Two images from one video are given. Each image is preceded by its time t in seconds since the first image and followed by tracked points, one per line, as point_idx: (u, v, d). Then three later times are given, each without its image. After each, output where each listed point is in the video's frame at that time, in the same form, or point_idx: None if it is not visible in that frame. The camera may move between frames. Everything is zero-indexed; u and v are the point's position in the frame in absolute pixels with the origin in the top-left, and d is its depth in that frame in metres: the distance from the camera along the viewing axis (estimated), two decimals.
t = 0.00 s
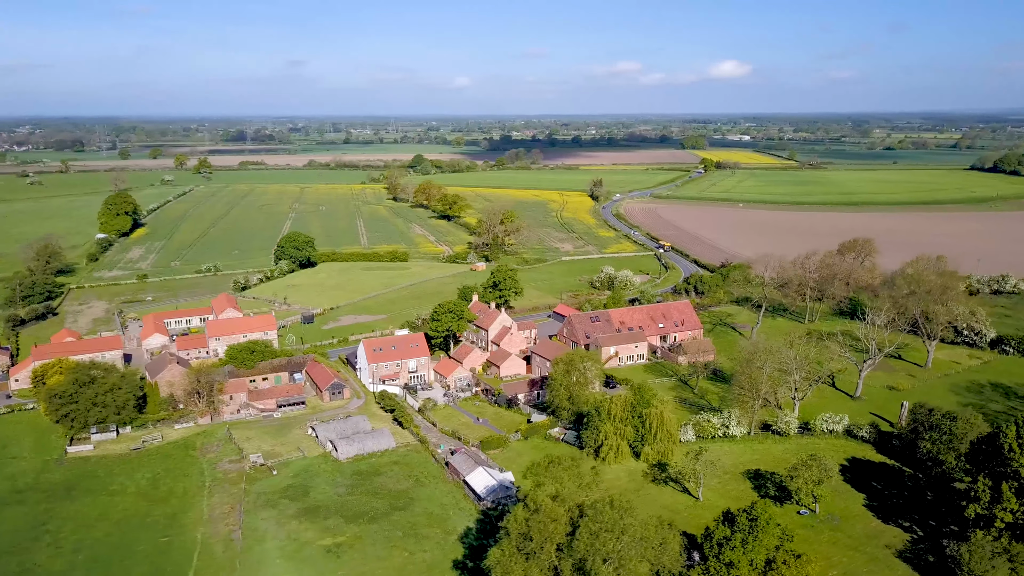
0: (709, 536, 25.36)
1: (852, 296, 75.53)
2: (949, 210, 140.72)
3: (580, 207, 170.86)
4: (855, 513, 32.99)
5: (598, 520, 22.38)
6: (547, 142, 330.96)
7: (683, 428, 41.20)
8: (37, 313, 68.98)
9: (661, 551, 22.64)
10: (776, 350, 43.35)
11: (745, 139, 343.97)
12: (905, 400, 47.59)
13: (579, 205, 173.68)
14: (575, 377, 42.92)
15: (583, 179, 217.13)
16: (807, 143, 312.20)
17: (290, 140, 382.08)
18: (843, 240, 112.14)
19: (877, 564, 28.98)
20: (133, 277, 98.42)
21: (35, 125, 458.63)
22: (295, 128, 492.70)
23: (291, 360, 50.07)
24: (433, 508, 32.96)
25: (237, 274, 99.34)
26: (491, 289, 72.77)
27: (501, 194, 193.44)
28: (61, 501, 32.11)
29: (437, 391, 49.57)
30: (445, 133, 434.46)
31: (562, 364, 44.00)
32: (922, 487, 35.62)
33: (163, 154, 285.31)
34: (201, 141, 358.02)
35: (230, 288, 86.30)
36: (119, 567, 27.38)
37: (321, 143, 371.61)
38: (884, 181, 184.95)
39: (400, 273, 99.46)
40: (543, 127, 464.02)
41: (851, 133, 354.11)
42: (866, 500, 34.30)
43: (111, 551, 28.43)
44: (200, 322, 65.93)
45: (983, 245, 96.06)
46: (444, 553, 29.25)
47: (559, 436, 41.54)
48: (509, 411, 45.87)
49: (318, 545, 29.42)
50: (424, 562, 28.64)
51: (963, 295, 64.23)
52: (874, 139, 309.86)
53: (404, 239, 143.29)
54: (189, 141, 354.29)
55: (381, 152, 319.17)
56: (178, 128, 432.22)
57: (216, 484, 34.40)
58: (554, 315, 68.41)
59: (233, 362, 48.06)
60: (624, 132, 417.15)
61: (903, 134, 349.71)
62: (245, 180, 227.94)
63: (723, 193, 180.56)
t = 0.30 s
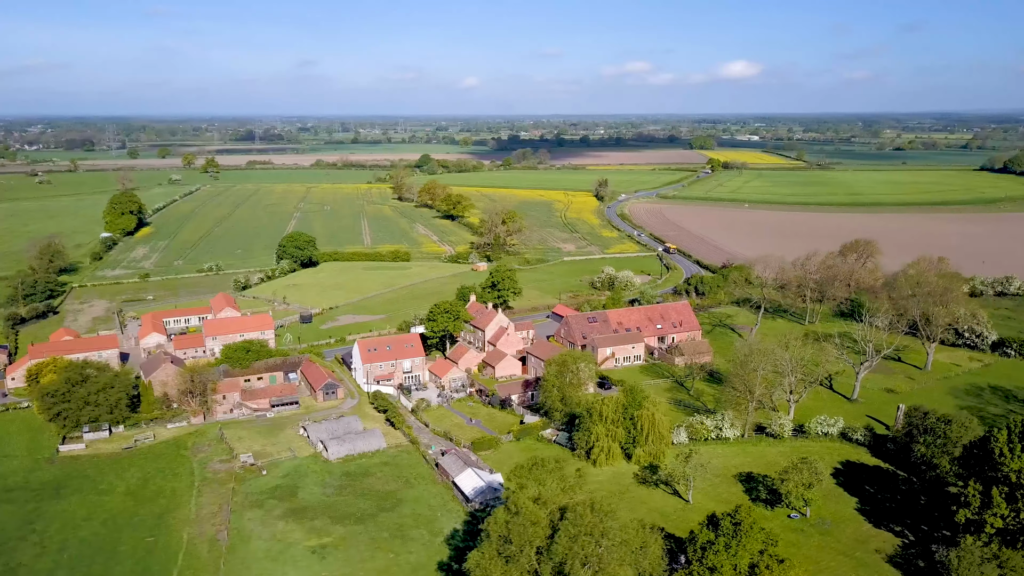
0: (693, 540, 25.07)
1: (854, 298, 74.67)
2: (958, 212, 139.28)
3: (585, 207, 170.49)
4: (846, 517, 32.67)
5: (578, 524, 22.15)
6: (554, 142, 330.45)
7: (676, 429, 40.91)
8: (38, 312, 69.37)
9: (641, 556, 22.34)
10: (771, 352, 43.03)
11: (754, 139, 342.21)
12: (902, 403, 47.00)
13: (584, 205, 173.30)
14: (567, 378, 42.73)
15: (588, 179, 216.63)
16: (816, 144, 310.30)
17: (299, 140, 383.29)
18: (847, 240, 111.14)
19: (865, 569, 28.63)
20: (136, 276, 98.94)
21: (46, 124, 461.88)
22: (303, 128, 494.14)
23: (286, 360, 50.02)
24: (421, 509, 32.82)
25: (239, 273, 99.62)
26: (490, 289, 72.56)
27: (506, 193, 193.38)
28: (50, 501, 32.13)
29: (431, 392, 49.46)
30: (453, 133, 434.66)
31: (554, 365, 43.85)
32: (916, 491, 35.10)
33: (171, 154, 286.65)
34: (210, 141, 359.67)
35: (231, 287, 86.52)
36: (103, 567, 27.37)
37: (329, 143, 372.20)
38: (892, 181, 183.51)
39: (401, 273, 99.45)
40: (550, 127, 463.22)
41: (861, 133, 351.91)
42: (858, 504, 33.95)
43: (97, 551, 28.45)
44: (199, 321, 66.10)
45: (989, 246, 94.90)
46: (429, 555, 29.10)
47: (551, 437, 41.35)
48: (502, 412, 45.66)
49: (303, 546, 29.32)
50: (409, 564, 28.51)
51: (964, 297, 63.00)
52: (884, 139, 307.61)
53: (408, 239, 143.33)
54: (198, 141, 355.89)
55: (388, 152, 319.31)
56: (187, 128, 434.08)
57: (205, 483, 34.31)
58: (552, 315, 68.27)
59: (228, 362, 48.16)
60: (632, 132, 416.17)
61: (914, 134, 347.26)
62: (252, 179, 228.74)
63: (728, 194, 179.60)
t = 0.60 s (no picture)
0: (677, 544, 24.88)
1: (856, 299, 73.87)
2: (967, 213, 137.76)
3: (590, 207, 170.12)
4: (838, 521, 32.35)
5: (557, 527, 22.02)
6: (562, 142, 329.97)
7: (669, 431, 40.65)
8: (40, 310, 69.83)
9: (621, 558, 22.17)
10: (765, 353, 42.75)
11: (764, 139, 340.47)
12: (901, 405, 46.47)
13: (590, 205, 172.90)
14: (560, 379, 42.51)
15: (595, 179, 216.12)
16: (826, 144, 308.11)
17: (308, 139, 384.48)
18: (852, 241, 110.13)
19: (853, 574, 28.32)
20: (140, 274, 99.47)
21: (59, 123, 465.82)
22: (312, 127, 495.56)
23: (282, 359, 50.09)
24: (409, 509, 32.79)
25: (242, 272, 99.98)
26: (489, 289, 72.41)
27: (512, 193, 193.17)
28: (40, 500, 32.27)
29: (426, 392, 49.38)
30: (462, 133, 434.60)
31: (548, 366, 43.71)
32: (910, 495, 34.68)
33: (181, 153, 288.11)
34: (220, 140, 361.29)
35: (234, 286, 86.81)
36: (90, 566, 27.50)
37: (338, 143, 372.96)
38: (901, 182, 181.95)
39: (404, 273, 99.51)
40: (559, 127, 462.22)
41: (872, 134, 349.24)
42: (850, 507, 33.58)
43: (83, 550, 28.54)
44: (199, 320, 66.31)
45: (997, 248, 93.72)
46: (415, 556, 29.04)
47: (544, 438, 41.19)
48: (496, 413, 45.57)
49: (290, 546, 29.34)
50: (394, 564, 28.45)
51: (967, 299, 61.94)
52: (896, 140, 305.09)
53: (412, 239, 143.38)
54: (208, 140, 357.75)
55: (396, 151, 319.63)
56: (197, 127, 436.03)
57: (195, 481, 34.43)
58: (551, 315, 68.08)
59: (224, 360, 48.26)
60: (645, 132, 414.47)
61: (926, 134, 344.32)
62: (260, 178, 229.59)
63: (735, 194, 178.68)
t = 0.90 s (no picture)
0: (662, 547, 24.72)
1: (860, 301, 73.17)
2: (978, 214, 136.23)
3: (597, 207, 169.70)
4: (830, 524, 32.07)
5: (537, 529, 21.96)
6: (572, 141, 329.40)
7: (663, 432, 40.43)
8: (44, 307, 70.35)
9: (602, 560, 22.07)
10: (761, 355, 42.49)
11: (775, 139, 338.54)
12: (900, 408, 45.98)
13: (596, 205, 172.44)
14: (554, 380, 42.40)
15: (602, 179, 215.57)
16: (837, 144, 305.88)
17: (318, 138, 385.74)
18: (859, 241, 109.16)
19: None
20: (145, 272, 100.04)
21: (73, 122, 470.15)
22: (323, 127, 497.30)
23: (279, 358, 50.15)
24: (398, 509, 32.75)
25: (246, 271, 100.39)
26: (490, 289, 72.32)
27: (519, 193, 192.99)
28: (32, 497, 32.49)
29: (422, 392, 49.41)
30: (471, 133, 434.36)
31: (543, 366, 43.67)
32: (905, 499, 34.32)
33: (192, 152, 289.76)
34: (231, 139, 363.14)
35: (237, 285, 87.17)
36: (78, 565, 27.66)
37: (348, 142, 373.98)
38: (912, 182, 180.26)
39: (407, 272, 99.58)
40: (569, 126, 461.33)
41: (885, 134, 346.51)
42: (843, 511, 33.29)
43: (72, 547, 28.77)
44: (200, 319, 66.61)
45: (1006, 249, 92.63)
46: (403, 556, 29.00)
47: (538, 438, 41.11)
48: (491, 413, 45.47)
49: (277, 546, 29.37)
50: (381, 565, 28.41)
51: (970, 301, 61.28)
52: (908, 140, 302.43)
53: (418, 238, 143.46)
54: (220, 139, 359.61)
55: (405, 151, 319.99)
56: (209, 126, 438.37)
57: (187, 479, 34.57)
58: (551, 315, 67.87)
59: (222, 359, 48.41)
60: (655, 132, 413.03)
61: (939, 134, 341.28)
62: (269, 177, 230.61)
63: (743, 194, 177.65)
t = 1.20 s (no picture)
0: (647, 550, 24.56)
1: (865, 302, 72.41)
2: (992, 215, 134.49)
3: (605, 207, 169.23)
4: (823, 527, 31.79)
5: (518, 530, 21.92)
6: (584, 141, 328.46)
7: (659, 433, 40.18)
8: (50, 305, 71.08)
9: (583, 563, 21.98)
10: (759, 357, 42.14)
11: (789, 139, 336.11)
12: (900, 410, 45.49)
13: (605, 205, 171.90)
14: (550, 380, 42.22)
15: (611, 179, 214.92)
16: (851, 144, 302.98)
17: (331, 138, 387.25)
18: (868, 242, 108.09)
19: None
20: (152, 270, 100.85)
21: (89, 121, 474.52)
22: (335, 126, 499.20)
23: (279, 356, 50.26)
24: (389, 509, 32.77)
25: (251, 270, 101.00)
26: (492, 289, 72.24)
27: (527, 192, 192.86)
28: (28, 494, 32.79)
29: (420, 391, 49.45)
30: (483, 133, 434.38)
31: (539, 366, 43.57)
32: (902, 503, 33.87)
33: (205, 151, 291.60)
34: (244, 138, 365.31)
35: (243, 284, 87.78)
36: (69, 562, 27.89)
37: (361, 141, 375.05)
38: (925, 184, 178.26)
39: (412, 272, 99.73)
40: (581, 126, 460.27)
41: (900, 134, 343.23)
42: (837, 514, 32.94)
43: (64, 545, 29.01)
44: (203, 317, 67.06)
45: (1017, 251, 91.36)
46: (391, 555, 29.03)
47: (533, 439, 41.03)
48: (487, 414, 45.44)
49: (266, 544, 29.48)
50: (369, 563, 28.46)
51: (976, 303, 60.46)
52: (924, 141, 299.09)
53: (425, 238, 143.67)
54: (233, 139, 361.86)
55: (417, 150, 320.30)
56: (222, 125, 441.19)
57: (181, 477, 34.73)
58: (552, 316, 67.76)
59: (222, 357, 48.66)
60: (667, 133, 411.18)
61: (955, 134, 337.72)
62: (280, 177, 231.83)
63: (753, 195, 176.36)
